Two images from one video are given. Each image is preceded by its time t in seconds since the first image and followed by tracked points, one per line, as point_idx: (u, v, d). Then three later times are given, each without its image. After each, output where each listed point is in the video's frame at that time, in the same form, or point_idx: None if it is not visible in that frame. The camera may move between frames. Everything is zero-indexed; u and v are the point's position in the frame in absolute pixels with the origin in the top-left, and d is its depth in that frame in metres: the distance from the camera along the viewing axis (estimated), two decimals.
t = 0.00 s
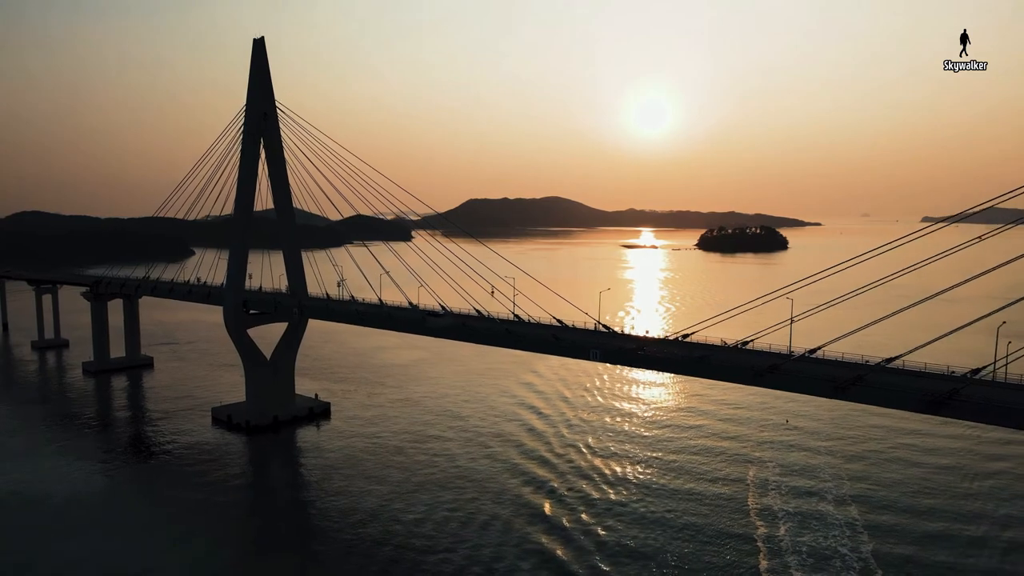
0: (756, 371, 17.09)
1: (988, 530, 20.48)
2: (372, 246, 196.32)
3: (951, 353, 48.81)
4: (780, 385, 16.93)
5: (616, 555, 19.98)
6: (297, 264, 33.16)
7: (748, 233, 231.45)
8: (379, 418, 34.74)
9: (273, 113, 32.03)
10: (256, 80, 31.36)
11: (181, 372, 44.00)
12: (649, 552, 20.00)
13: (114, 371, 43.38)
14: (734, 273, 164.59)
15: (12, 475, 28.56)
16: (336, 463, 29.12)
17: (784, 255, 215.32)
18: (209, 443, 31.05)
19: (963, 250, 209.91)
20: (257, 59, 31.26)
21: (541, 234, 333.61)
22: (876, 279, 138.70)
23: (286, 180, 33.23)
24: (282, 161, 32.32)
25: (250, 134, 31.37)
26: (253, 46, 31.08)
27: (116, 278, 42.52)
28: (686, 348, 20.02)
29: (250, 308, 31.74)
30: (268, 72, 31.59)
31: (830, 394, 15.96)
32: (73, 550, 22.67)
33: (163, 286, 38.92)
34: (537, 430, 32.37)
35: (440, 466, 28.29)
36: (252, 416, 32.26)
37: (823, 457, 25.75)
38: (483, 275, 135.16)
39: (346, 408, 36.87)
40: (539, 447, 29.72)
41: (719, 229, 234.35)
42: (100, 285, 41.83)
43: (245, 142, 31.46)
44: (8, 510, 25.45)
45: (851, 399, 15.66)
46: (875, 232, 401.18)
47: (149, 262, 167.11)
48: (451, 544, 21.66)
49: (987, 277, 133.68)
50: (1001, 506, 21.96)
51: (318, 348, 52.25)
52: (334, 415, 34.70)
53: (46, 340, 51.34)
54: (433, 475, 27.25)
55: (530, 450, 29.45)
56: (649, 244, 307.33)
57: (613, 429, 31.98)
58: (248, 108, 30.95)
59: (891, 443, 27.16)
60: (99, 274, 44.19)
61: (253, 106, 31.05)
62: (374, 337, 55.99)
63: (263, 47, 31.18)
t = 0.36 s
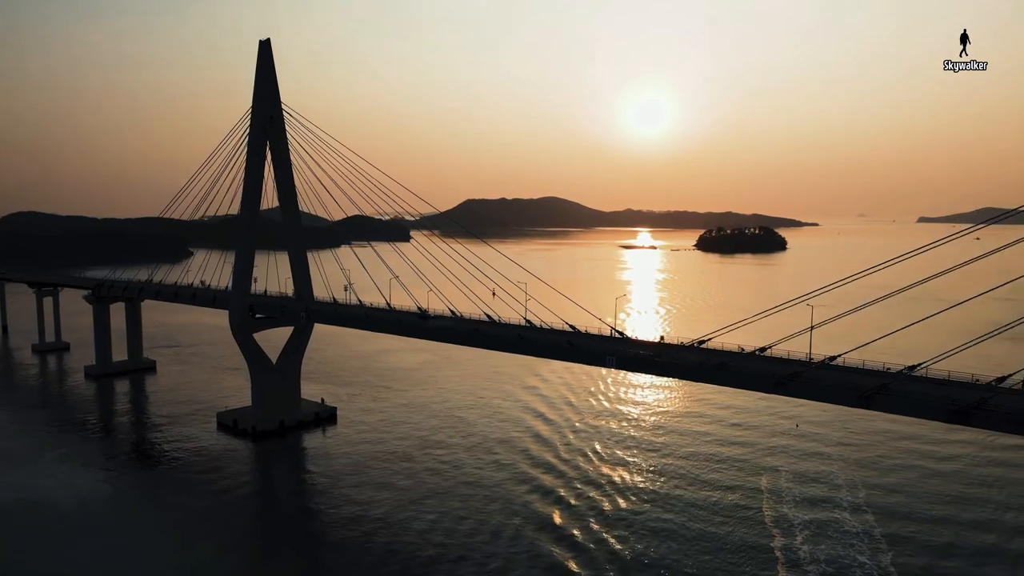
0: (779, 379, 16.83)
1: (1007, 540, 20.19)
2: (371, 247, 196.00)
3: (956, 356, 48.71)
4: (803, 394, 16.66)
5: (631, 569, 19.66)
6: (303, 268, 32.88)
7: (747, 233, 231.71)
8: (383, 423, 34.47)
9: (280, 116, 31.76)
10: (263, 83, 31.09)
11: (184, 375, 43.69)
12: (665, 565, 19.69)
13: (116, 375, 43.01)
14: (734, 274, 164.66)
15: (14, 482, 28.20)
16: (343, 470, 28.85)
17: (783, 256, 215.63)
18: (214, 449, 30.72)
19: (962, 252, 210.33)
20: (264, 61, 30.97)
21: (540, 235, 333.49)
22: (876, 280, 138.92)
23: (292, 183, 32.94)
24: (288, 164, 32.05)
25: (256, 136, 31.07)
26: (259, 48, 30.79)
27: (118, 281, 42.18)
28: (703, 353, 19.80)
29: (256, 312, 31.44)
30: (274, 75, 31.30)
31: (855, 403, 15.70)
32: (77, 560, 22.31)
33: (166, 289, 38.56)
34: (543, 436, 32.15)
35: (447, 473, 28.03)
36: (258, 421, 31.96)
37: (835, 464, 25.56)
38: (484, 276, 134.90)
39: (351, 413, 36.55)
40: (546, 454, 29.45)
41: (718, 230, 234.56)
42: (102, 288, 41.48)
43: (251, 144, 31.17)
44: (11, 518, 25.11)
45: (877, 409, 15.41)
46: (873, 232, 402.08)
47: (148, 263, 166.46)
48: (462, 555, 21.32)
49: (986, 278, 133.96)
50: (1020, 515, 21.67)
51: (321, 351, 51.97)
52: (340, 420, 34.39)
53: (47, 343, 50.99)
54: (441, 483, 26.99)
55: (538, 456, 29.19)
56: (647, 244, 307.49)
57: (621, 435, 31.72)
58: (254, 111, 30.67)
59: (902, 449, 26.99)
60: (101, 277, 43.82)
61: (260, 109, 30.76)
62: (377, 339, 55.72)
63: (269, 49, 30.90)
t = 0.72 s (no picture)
0: (801, 388, 16.54)
1: None
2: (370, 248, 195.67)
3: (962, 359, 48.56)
4: (825, 403, 16.37)
5: None
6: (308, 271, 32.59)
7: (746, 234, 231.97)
8: (388, 428, 34.19)
9: (286, 119, 31.49)
10: (269, 85, 30.80)
11: (187, 379, 43.36)
12: None
13: (118, 379, 42.66)
14: (733, 275, 164.79)
15: (18, 489, 27.86)
16: (349, 476, 28.56)
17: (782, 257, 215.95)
18: (220, 454, 30.41)
19: (961, 253, 210.52)
20: (271, 63, 30.70)
21: (538, 235, 333.39)
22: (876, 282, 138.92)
23: (299, 186, 32.67)
24: (294, 167, 31.78)
25: (262, 139, 30.80)
26: (266, 50, 30.52)
27: (121, 284, 41.83)
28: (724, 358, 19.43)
29: (262, 316, 31.13)
30: (281, 77, 31.03)
31: (879, 412, 15.42)
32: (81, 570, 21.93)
33: (170, 292, 38.23)
34: (550, 441, 31.88)
35: (455, 480, 27.77)
36: (264, 426, 31.65)
37: (848, 472, 25.29)
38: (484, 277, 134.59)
39: (357, 418, 36.24)
40: (554, 460, 29.16)
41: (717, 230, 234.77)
42: (105, 291, 41.12)
43: (257, 147, 30.89)
44: (15, 526, 24.80)
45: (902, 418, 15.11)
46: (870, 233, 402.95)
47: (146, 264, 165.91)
48: (474, 566, 20.97)
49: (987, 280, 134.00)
50: None
51: (324, 354, 51.68)
52: (347, 425, 34.09)
53: (48, 346, 50.63)
54: (449, 490, 26.74)
55: (546, 463, 28.92)
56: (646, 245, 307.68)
57: (629, 441, 31.44)
58: (261, 113, 30.39)
59: (914, 456, 26.77)
60: (103, 280, 43.50)
61: (266, 111, 30.48)
62: (381, 342, 55.43)
63: (276, 50, 30.62)
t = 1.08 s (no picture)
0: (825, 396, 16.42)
1: None
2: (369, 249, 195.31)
3: (968, 363, 48.37)
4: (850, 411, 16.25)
5: None
6: (315, 276, 32.32)
7: (745, 235, 231.90)
8: (395, 434, 33.91)
9: (294, 121, 31.25)
10: (277, 87, 30.56)
11: (191, 383, 43.06)
12: None
13: (121, 383, 42.33)
14: (733, 276, 164.64)
15: (24, 496, 27.55)
16: (358, 483, 28.27)
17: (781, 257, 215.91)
18: (228, 460, 30.13)
19: (960, 254, 210.69)
20: (278, 65, 30.45)
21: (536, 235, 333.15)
22: (876, 284, 138.91)
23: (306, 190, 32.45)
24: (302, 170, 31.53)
25: (270, 141, 30.55)
26: (274, 52, 30.29)
27: (125, 287, 41.51)
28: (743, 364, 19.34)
29: (270, 320, 30.88)
30: (289, 79, 30.79)
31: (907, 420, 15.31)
32: None
33: (175, 295, 37.94)
34: (558, 448, 31.61)
35: (465, 488, 27.50)
36: (272, 432, 31.41)
37: (862, 479, 25.17)
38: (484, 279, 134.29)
39: (364, 422, 36.04)
40: (564, 468, 28.88)
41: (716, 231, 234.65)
42: (108, 294, 40.79)
43: (265, 149, 30.65)
44: (20, 534, 24.47)
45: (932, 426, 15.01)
46: (868, 232, 403.35)
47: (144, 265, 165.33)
48: None
49: (987, 282, 133.97)
50: None
51: (327, 357, 51.40)
52: (354, 430, 33.90)
53: (50, 349, 50.29)
54: (459, 498, 26.46)
55: (556, 470, 28.65)
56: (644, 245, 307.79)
57: (640, 447, 31.20)
58: (269, 116, 30.15)
59: (929, 464, 26.57)
60: (106, 283, 43.18)
61: (274, 114, 30.23)
62: (384, 345, 55.20)
63: (284, 53, 30.37)
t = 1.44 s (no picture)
0: (851, 404, 16.23)
1: None
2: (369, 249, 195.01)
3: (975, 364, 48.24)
4: (877, 419, 16.06)
5: None
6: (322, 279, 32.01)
7: (745, 235, 231.92)
8: (402, 439, 33.62)
9: (301, 124, 30.99)
10: (284, 89, 30.27)
11: (195, 386, 42.79)
12: None
13: (125, 387, 42.01)
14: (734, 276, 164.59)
15: (28, 502, 27.22)
16: (367, 489, 27.96)
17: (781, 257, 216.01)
18: (235, 466, 29.83)
19: (959, 255, 210.84)
20: (286, 68, 30.16)
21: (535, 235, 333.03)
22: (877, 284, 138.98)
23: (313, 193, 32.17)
24: (309, 172, 31.25)
25: (277, 144, 30.26)
26: (281, 54, 30.00)
27: (129, 290, 41.17)
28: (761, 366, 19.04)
29: (277, 325, 30.58)
30: (297, 82, 30.50)
31: (937, 429, 15.14)
32: None
33: (180, 298, 37.62)
34: (567, 453, 31.34)
35: (475, 494, 27.27)
36: (280, 437, 31.10)
37: (876, 486, 24.98)
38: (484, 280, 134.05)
39: (371, 426, 35.82)
40: (574, 475, 28.59)
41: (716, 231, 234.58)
42: (112, 297, 40.47)
43: (272, 151, 30.39)
44: (26, 542, 24.10)
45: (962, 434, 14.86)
46: (867, 233, 403.78)
47: (143, 266, 164.80)
48: None
49: (987, 283, 134.09)
50: None
51: (332, 359, 51.12)
52: (362, 434, 33.65)
53: (52, 352, 49.95)
54: (470, 506, 26.16)
55: (566, 478, 28.35)
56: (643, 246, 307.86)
57: (650, 453, 30.93)
58: (276, 119, 29.87)
59: (944, 471, 26.33)
60: (110, 286, 42.90)
61: (282, 116, 29.95)
62: (389, 347, 54.94)
63: (291, 55, 30.08)
